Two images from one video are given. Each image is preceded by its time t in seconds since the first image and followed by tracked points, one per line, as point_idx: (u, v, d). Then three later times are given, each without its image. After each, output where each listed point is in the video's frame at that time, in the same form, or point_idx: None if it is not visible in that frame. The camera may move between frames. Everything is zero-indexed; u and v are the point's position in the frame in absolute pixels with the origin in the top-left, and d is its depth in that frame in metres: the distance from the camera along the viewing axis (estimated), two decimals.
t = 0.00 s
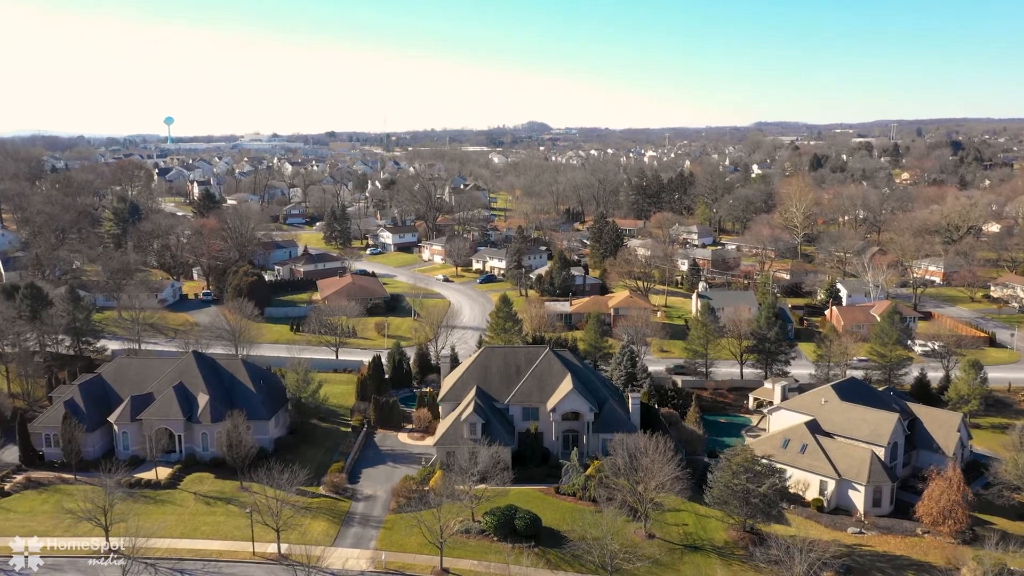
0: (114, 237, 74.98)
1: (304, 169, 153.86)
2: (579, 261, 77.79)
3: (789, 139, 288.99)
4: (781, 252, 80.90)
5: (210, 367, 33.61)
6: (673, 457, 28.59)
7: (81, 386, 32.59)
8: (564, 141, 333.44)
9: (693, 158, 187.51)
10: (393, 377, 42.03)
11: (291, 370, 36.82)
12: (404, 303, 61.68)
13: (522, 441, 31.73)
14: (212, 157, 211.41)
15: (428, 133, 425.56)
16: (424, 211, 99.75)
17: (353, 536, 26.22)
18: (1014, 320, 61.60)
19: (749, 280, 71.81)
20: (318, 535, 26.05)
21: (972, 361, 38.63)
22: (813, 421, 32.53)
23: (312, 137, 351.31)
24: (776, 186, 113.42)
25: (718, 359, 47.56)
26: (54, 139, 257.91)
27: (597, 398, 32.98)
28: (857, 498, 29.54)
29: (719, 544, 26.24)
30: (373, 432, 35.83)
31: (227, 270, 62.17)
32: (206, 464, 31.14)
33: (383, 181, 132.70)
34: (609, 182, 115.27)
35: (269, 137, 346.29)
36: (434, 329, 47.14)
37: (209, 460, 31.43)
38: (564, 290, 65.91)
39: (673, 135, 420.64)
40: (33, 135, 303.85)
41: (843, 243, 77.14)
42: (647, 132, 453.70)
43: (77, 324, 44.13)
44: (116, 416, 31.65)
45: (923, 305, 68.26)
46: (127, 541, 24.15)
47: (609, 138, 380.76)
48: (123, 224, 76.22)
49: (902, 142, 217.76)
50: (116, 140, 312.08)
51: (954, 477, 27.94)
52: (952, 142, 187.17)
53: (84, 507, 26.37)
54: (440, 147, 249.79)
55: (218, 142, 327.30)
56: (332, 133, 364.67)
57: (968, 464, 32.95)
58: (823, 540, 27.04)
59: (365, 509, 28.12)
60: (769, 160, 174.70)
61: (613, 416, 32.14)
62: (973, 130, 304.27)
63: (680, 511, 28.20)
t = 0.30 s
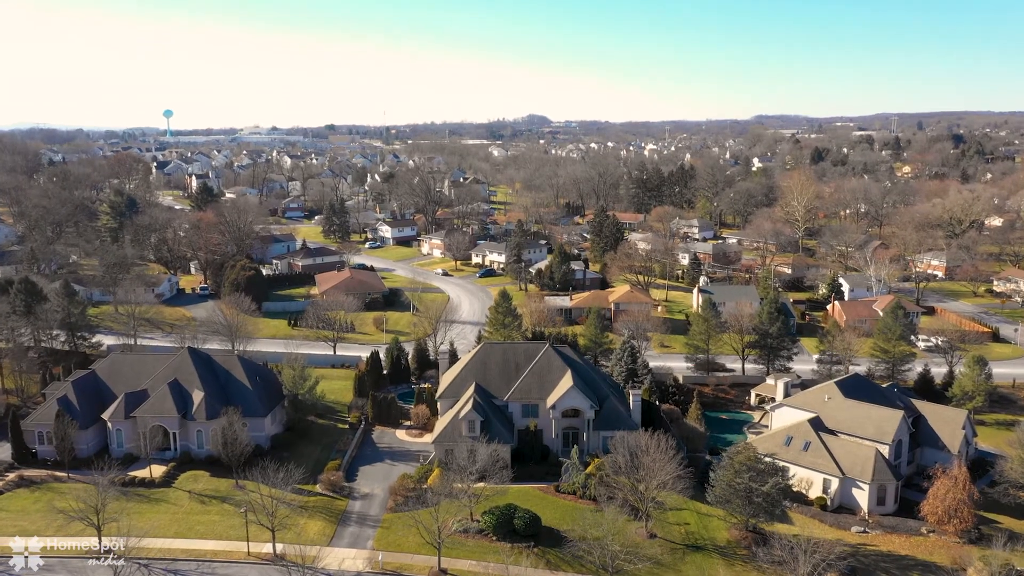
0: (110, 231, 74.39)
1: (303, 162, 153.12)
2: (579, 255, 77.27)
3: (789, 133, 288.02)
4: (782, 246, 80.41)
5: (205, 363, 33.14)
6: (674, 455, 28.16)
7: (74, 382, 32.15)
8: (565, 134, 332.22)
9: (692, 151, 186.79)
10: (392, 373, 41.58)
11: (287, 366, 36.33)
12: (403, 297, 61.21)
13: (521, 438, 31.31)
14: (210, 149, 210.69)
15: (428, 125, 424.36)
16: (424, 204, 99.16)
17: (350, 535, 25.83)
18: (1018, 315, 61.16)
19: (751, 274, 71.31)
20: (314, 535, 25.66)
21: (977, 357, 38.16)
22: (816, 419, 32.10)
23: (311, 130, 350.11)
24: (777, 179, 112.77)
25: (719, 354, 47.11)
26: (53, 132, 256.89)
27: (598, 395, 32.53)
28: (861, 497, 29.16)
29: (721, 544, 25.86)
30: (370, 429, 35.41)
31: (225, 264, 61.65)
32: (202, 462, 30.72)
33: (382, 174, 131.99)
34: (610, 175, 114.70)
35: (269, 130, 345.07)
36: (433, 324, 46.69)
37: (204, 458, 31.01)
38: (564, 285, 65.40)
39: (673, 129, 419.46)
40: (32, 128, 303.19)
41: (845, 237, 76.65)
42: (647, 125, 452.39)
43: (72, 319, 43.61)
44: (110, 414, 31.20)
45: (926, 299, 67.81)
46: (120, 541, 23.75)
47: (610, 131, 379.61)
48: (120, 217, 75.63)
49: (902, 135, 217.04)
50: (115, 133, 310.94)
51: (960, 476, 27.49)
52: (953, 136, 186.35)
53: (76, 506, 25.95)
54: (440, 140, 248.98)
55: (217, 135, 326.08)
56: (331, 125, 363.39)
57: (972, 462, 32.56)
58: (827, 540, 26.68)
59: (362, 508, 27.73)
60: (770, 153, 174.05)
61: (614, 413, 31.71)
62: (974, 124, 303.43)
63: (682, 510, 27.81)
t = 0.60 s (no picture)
0: (107, 224, 73.74)
1: (302, 155, 152.29)
2: (579, 248, 76.68)
3: (790, 125, 287.04)
4: (784, 239, 79.81)
5: (200, 360, 32.61)
6: (676, 453, 27.66)
7: (66, 379, 31.62)
8: (565, 127, 330.92)
9: (693, 144, 185.77)
10: (389, 369, 41.06)
11: (283, 362, 35.55)
12: (401, 291, 60.65)
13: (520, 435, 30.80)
14: (209, 142, 209.58)
15: (427, 118, 422.73)
16: (423, 197, 98.47)
17: (346, 536, 25.35)
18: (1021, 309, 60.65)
19: (752, 268, 70.73)
20: (309, 535, 25.17)
21: (982, 352, 37.64)
22: (820, 416, 31.58)
23: (310, 122, 348.79)
24: (778, 172, 112.05)
25: (721, 349, 46.55)
26: (51, 125, 255.91)
27: (598, 392, 32.00)
28: (866, 495, 28.67)
29: (724, 544, 25.38)
30: (368, 426, 34.92)
31: (222, 257, 61.04)
32: (196, 460, 30.23)
33: (381, 166, 131.22)
34: (610, 168, 113.94)
35: (268, 122, 343.71)
36: (432, 319, 46.14)
37: (198, 456, 30.51)
38: (564, 279, 64.78)
39: (673, 121, 418.15)
40: (31, 120, 302.16)
41: (847, 231, 76.07)
42: (648, 117, 450.90)
43: (66, 314, 43.04)
44: (103, 411, 30.68)
45: (929, 293, 67.28)
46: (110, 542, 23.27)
47: (610, 123, 378.43)
48: (116, 210, 74.97)
49: (904, 128, 216.00)
50: (114, 126, 309.70)
51: (968, 474, 26.94)
52: (954, 128, 185.45)
53: (66, 506, 25.46)
54: (440, 133, 247.82)
55: (215, 128, 325.02)
56: (330, 117, 361.93)
57: (979, 459, 32.09)
58: (831, 540, 26.22)
59: (359, 507, 27.26)
60: (771, 146, 173.27)
61: (614, 410, 31.19)
62: (975, 116, 301.93)
63: (684, 509, 27.33)
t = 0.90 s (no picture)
0: (103, 218, 73.17)
1: (301, 148, 151.48)
2: (580, 242, 76.14)
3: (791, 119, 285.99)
4: (785, 233, 79.25)
5: (194, 357, 32.11)
6: (678, 452, 27.20)
7: (58, 376, 31.13)
8: (565, 120, 329.98)
9: (693, 137, 184.91)
10: (387, 365, 40.61)
11: (280, 358, 35.05)
12: (400, 285, 60.12)
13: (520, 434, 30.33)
14: (208, 135, 208.57)
15: (427, 111, 421.45)
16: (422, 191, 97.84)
17: (342, 537, 24.91)
18: None
19: (754, 262, 70.24)
20: (305, 535, 24.75)
21: (987, 349, 37.14)
22: (825, 413, 31.12)
23: (309, 115, 347.54)
24: (780, 166, 111.42)
25: (723, 345, 46.09)
26: (49, 118, 255.11)
27: (599, 389, 31.52)
28: (871, 495, 28.25)
29: (726, 545, 24.96)
30: (365, 424, 34.48)
31: (219, 252, 60.52)
32: (190, 459, 29.76)
33: (380, 160, 130.50)
34: (610, 161, 113.28)
35: (267, 115, 342.49)
36: (430, 315, 45.66)
37: (193, 454, 30.05)
38: (564, 273, 64.23)
39: (673, 114, 417.00)
40: (29, 113, 301.28)
41: (850, 225, 75.48)
42: (648, 110, 449.47)
43: (60, 309, 42.51)
44: (95, 409, 30.19)
45: (931, 288, 66.80)
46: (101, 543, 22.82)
47: (610, 116, 377.38)
48: (113, 204, 74.38)
49: (906, 121, 215.09)
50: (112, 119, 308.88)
51: (974, 474, 26.47)
52: (956, 121, 184.60)
53: (57, 507, 25.00)
54: (439, 126, 246.76)
55: (214, 121, 324.12)
56: (330, 111, 360.78)
57: (984, 457, 31.67)
58: (835, 540, 25.80)
59: (355, 507, 26.83)
60: (772, 139, 172.47)
61: (615, 408, 30.72)
62: (977, 110, 300.39)
63: (687, 509, 26.89)
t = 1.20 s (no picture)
0: (99, 212, 72.52)
1: (300, 142, 150.60)
2: (580, 237, 75.55)
3: (792, 112, 285.05)
4: (787, 227, 78.61)
5: (188, 354, 31.59)
6: (681, 452, 26.73)
7: (50, 373, 30.63)
8: (565, 114, 329.07)
9: (693, 130, 184.13)
10: (385, 361, 40.10)
11: (276, 355, 34.41)
12: (398, 280, 59.60)
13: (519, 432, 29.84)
14: (206, 128, 207.41)
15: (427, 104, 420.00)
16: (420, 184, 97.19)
17: (338, 538, 24.46)
18: None
19: (755, 256, 69.67)
20: (301, 537, 24.28)
21: (993, 345, 36.63)
22: (829, 411, 30.65)
23: (308, 109, 346.38)
24: (781, 159, 110.72)
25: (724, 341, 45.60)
26: (48, 112, 254.12)
27: (600, 387, 31.04)
28: (876, 494, 27.84)
29: (729, 546, 24.51)
30: (362, 421, 34.01)
31: (215, 247, 59.94)
32: (184, 458, 29.28)
33: (380, 153, 129.78)
34: (610, 155, 112.55)
35: (266, 109, 341.29)
36: (428, 310, 45.14)
37: (187, 453, 29.57)
38: (564, 268, 63.64)
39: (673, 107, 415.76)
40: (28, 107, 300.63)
41: (852, 219, 74.82)
42: (648, 103, 448.19)
43: (53, 304, 41.94)
44: (88, 407, 29.70)
45: (934, 283, 66.30)
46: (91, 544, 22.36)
47: (610, 109, 376.29)
48: (109, 199, 73.74)
49: (907, 114, 214.12)
50: (111, 113, 307.77)
51: (981, 473, 26.01)
52: (958, 114, 183.62)
53: (48, 507, 24.56)
54: (439, 118, 245.65)
55: (213, 114, 323.16)
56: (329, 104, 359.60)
57: (990, 456, 31.24)
58: (841, 541, 25.36)
59: (352, 507, 26.39)
60: (772, 132, 171.54)
61: (616, 405, 30.25)
62: (978, 103, 299.48)
63: (689, 509, 26.44)
